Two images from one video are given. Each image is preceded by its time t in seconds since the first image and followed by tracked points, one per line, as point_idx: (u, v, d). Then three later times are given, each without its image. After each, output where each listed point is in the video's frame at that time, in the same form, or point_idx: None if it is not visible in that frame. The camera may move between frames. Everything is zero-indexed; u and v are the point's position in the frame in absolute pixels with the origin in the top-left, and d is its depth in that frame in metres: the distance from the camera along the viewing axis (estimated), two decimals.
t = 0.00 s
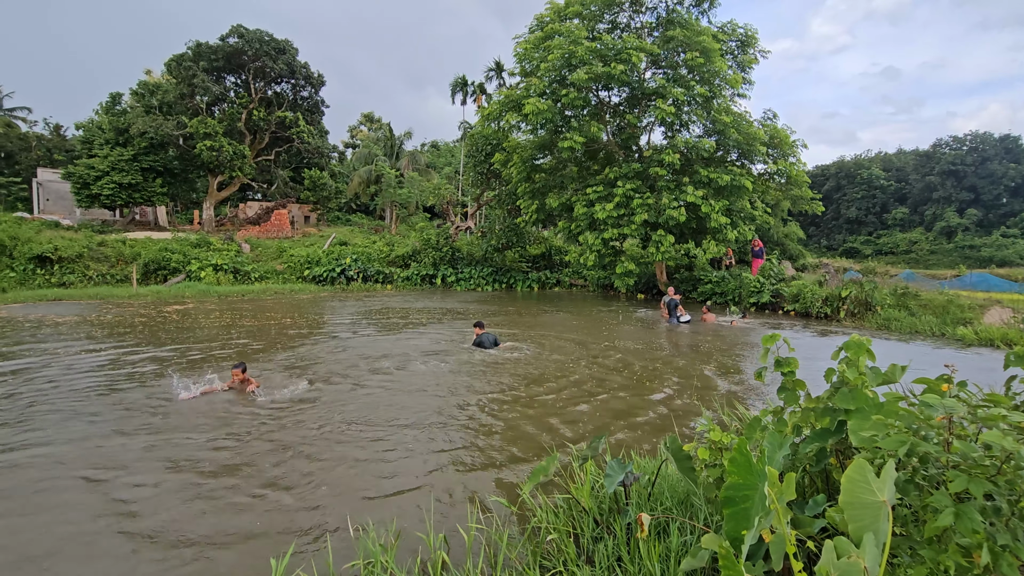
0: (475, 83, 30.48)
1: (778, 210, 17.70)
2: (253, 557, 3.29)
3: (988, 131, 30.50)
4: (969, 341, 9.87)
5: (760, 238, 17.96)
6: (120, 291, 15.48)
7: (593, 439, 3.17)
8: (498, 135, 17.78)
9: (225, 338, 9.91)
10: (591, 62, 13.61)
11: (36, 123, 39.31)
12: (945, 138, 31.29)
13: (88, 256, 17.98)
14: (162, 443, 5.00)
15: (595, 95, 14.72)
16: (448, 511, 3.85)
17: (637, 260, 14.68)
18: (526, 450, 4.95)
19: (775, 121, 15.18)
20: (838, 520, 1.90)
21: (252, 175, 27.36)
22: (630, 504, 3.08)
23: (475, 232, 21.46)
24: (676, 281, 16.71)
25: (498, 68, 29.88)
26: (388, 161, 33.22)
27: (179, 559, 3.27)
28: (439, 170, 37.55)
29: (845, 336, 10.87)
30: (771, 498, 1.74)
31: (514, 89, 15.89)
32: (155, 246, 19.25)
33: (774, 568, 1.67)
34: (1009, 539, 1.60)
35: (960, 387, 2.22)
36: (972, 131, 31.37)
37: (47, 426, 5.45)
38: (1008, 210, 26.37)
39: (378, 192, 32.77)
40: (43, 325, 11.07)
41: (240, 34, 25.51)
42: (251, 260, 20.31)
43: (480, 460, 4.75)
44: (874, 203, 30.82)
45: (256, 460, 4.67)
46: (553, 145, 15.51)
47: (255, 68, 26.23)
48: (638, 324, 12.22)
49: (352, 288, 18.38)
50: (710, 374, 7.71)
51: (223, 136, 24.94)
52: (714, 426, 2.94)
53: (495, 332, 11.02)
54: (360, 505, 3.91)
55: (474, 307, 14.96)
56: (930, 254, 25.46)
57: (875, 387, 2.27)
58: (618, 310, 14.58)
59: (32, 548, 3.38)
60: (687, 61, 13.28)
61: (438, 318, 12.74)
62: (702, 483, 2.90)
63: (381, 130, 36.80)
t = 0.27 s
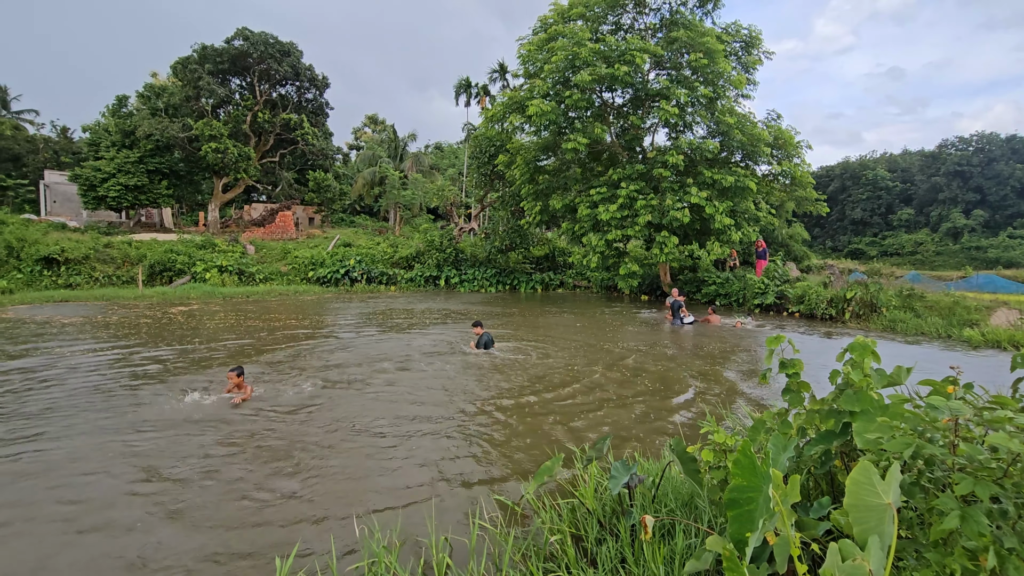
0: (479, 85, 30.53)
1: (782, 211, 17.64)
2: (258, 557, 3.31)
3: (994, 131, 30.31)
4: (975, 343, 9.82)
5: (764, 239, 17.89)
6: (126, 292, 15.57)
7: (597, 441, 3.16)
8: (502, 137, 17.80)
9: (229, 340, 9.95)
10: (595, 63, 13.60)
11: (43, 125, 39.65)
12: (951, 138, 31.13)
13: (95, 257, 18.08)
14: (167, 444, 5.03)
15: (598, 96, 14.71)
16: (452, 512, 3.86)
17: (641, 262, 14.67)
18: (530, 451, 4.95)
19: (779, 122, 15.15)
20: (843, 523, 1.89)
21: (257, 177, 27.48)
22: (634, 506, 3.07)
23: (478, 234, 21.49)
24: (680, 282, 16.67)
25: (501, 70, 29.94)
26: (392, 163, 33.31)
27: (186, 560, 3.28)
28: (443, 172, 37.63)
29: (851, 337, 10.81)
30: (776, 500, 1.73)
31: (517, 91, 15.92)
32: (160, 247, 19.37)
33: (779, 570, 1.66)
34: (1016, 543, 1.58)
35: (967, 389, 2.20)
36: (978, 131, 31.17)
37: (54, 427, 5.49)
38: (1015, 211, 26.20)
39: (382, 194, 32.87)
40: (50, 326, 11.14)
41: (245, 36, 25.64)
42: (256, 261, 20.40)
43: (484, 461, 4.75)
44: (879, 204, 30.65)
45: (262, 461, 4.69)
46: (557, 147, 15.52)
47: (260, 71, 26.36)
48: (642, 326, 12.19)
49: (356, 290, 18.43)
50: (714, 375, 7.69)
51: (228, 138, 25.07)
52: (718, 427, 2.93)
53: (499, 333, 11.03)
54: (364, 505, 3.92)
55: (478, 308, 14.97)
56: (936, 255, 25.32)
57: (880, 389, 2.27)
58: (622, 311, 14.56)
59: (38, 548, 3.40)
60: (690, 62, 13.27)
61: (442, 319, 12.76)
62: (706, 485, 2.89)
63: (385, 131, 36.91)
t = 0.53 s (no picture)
0: (483, 87, 30.61)
1: (787, 213, 17.59)
2: (262, 559, 3.32)
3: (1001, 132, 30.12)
4: (983, 345, 9.74)
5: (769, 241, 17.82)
6: (133, 294, 15.68)
7: (601, 443, 3.15)
8: (506, 139, 17.82)
9: (235, 341, 9.99)
10: (599, 66, 13.61)
11: (52, 128, 40.02)
12: (958, 139, 30.93)
13: (102, 259, 18.20)
14: (173, 445, 5.05)
15: (603, 99, 14.70)
16: (456, 514, 3.86)
17: (645, 264, 14.64)
18: (534, 454, 4.94)
19: (784, 123, 15.10)
20: (849, 527, 1.87)
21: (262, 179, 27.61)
22: (638, 509, 3.06)
23: (482, 235, 21.53)
24: (684, 284, 16.62)
25: (506, 72, 30.00)
26: (396, 165, 33.42)
27: (190, 561, 3.30)
28: (447, 174, 37.71)
29: (856, 340, 10.75)
30: (781, 503, 1.72)
31: (521, 93, 15.96)
32: (166, 249, 19.48)
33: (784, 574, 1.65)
34: None
35: (974, 392, 2.18)
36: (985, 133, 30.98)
37: (61, 428, 5.53)
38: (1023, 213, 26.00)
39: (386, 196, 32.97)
40: (57, 328, 11.22)
41: (251, 40, 25.80)
42: (261, 263, 20.49)
43: (488, 463, 4.75)
44: (885, 206, 30.48)
45: (266, 462, 4.71)
46: (561, 149, 15.53)
47: (265, 74, 26.51)
48: (647, 327, 12.16)
49: (361, 291, 18.48)
50: (718, 377, 7.66)
51: (234, 141, 25.20)
52: (723, 430, 2.92)
53: (503, 335, 11.03)
54: (368, 507, 3.93)
55: (481, 310, 14.97)
56: (943, 256, 25.16)
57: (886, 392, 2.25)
58: (626, 313, 14.53)
59: (46, 549, 3.42)
60: (694, 64, 13.25)
61: (446, 321, 12.77)
62: (711, 488, 2.88)
63: (390, 134, 37.04)
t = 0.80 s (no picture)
0: (487, 90, 30.69)
1: (792, 215, 17.54)
2: (267, 559, 3.33)
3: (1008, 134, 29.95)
4: (990, 348, 9.67)
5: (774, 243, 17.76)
6: (139, 296, 15.77)
7: (605, 445, 3.15)
8: (510, 141, 17.84)
9: (239, 343, 10.04)
10: (603, 68, 13.62)
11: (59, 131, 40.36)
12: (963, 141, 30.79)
13: (108, 261, 18.30)
14: (179, 446, 5.08)
15: (607, 101, 14.70)
16: (459, 516, 3.86)
17: (649, 266, 14.60)
18: (538, 456, 4.94)
19: (788, 126, 15.07)
20: (854, 530, 1.86)
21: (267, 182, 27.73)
22: (642, 512, 3.05)
23: (486, 238, 21.55)
24: (688, 286, 16.57)
25: (510, 74, 30.09)
26: (401, 168, 33.53)
27: (195, 561, 3.32)
28: (451, 176, 37.79)
29: (862, 343, 10.69)
30: (786, 506, 1.72)
31: (525, 95, 15.98)
32: (172, 251, 19.57)
33: None
34: None
35: (980, 396, 2.17)
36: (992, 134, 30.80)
37: (69, 429, 5.57)
38: None
39: (390, 198, 33.06)
40: (64, 329, 11.29)
41: (257, 43, 25.97)
42: (266, 265, 20.57)
43: (492, 465, 4.75)
44: (891, 208, 30.31)
45: (271, 463, 4.73)
46: (565, 151, 15.54)
47: (271, 77, 26.67)
48: (650, 330, 12.14)
49: (365, 293, 18.52)
50: (723, 380, 7.63)
51: (239, 144, 25.33)
52: (727, 432, 2.92)
53: (507, 337, 11.03)
54: (373, 509, 3.94)
55: (485, 312, 14.97)
56: (950, 259, 25.00)
57: (892, 395, 2.24)
58: (630, 316, 14.50)
59: (52, 549, 3.44)
60: (699, 66, 13.25)
61: (450, 323, 12.79)
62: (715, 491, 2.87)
63: (394, 136, 37.19)
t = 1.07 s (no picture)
0: (490, 92, 30.77)
1: (797, 217, 17.49)
2: (271, 560, 3.34)
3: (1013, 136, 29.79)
4: (997, 351, 9.60)
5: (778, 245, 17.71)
6: (144, 298, 15.85)
7: (608, 447, 3.14)
8: (513, 143, 17.87)
9: (244, 344, 10.08)
10: (606, 70, 13.64)
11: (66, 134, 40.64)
12: (969, 142, 30.63)
13: (114, 263, 18.39)
14: (184, 447, 5.11)
15: (610, 103, 14.71)
16: (462, 518, 3.86)
17: (653, 268, 14.58)
18: (541, 458, 4.93)
19: (792, 127, 15.05)
20: (859, 533, 1.85)
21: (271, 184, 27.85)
22: (645, 514, 3.05)
23: (490, 239, 21.59)
24: (692, 288, 16.54)
25: (513, 77, 30.16)
26: (404, 170, 33.62)
27: (200, 562, 3.33)
28: (455, 178, 37.85)
29: (867, 345, 10.63)
30: (790, 509, 1.72)
31: (529, 97, 16.00)
32: (177, 253, 19.66)
33: None
34: None
35: (986, 398, 2.15)
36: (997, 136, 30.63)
37: (75, 430, 5.61)
38: None
39: (394, 200, 33.16)
40: (70, 331, 11.36)
41: (262, 46, 26.13)
42: (270, 267, 20.64)
43: (495, 467, 4.75)
44: (896, 210, 30.17)
45: (275, 464, 4.75)
46: (568, 153, 15.56)
47: (276, 79, 26.81)
48: (654, 332, 12.10)
49: (369, 295, 18.55)
50: (727, 382, 7.60)
51: (244, 146, 25.45)
52: (731, 434, 2.90)
53: (509, 338, 11.04)
54: (376, 510, 3.95)
55: (489, 314, 14.97)
56: (955, 261, 24.87)
57: (898, 398, 2.23)
58: (634, 318, 14.47)
59: (58, 549, 3.46)
60: (703, 68, 13.24)
61: (453, 325, 12.79)
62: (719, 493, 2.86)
63: (398, 138, 37.30)
